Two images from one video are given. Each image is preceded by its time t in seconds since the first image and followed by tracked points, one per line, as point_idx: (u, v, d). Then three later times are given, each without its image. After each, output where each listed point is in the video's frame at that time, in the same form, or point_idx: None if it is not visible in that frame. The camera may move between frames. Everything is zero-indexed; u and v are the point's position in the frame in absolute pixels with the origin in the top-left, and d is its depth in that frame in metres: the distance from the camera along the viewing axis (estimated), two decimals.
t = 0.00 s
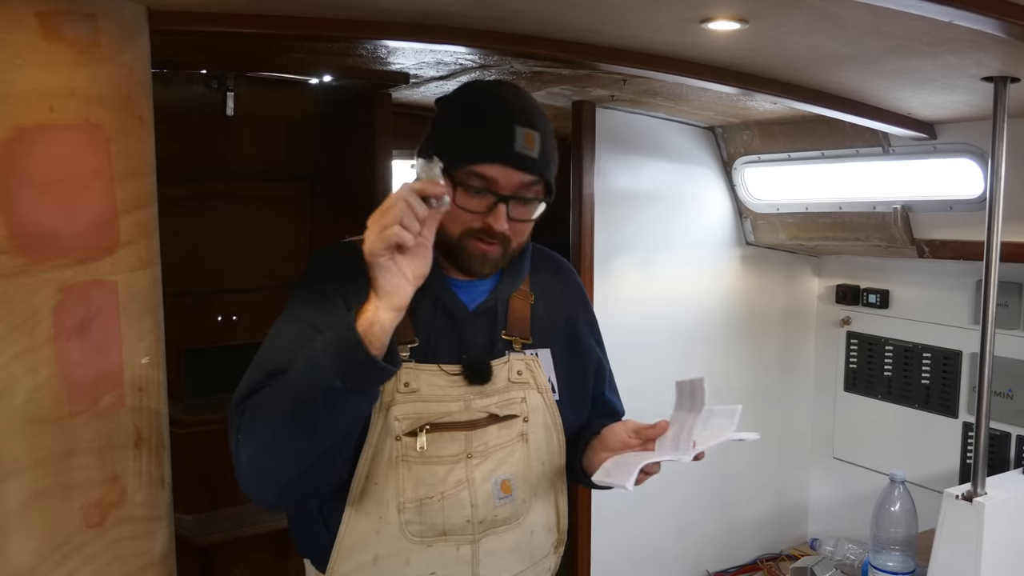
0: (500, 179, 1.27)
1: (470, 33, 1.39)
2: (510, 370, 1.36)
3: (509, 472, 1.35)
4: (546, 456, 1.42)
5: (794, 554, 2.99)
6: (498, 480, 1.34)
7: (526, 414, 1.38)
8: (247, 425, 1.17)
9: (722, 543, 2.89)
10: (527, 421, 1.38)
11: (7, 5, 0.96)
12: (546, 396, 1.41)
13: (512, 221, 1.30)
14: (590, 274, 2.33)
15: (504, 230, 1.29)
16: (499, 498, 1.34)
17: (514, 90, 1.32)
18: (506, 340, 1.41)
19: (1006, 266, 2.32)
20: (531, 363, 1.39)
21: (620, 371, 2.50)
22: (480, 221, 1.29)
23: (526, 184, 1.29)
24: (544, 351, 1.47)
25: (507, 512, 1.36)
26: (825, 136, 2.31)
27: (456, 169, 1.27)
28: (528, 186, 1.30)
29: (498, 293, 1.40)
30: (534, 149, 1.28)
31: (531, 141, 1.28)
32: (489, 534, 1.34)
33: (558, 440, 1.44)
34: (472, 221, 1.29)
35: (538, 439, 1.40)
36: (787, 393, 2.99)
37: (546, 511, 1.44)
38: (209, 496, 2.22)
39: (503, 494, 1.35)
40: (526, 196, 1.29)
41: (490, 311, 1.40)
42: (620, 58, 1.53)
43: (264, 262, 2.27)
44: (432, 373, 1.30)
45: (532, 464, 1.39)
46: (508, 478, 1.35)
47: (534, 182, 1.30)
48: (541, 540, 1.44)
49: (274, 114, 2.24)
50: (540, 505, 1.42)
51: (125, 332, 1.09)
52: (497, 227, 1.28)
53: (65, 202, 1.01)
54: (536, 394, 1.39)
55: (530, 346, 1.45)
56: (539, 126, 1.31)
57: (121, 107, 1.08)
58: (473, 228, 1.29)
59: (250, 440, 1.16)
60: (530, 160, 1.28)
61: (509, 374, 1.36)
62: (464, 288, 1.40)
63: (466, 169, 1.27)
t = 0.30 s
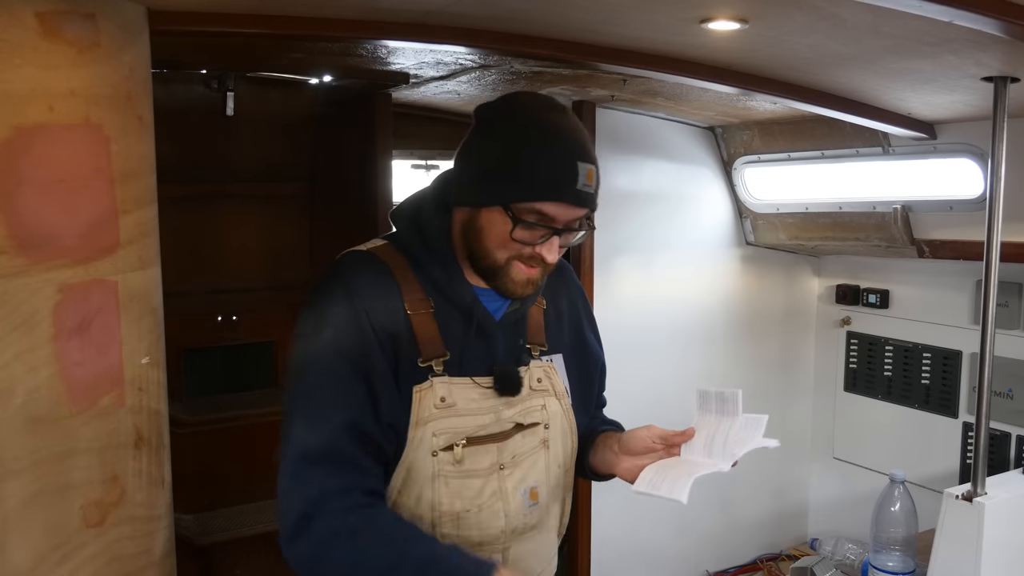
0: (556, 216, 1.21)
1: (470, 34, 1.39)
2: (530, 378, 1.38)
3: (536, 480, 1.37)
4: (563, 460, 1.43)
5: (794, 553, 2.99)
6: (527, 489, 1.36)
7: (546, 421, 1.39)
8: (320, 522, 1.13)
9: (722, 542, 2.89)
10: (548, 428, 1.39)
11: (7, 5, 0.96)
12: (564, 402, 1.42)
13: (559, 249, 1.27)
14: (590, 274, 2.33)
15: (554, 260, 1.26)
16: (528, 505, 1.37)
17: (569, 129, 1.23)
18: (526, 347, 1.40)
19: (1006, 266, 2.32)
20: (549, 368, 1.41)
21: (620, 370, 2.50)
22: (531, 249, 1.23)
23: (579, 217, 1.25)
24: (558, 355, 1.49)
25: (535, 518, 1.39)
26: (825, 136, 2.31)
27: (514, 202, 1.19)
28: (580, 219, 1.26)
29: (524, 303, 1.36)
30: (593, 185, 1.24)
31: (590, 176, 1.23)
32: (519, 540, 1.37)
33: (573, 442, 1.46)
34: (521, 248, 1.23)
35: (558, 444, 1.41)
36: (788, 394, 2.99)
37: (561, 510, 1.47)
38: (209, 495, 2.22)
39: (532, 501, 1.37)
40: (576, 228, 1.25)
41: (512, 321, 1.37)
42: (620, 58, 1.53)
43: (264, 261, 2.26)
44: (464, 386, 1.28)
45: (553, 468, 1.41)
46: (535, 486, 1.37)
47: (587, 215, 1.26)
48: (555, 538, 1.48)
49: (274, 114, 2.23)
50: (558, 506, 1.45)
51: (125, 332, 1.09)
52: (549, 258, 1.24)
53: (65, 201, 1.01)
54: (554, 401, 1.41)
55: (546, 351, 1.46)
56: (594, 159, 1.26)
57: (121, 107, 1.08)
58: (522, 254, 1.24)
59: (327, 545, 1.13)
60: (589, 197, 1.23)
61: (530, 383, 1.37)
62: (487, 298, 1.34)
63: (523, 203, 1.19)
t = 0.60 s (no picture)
0: (585, 226, 1.20)
1: (470, 34, 1.39)
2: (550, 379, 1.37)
3: (558, 478, 1.38)
4: (573, 455, 1.45)
5: (794, 553, 2.99)
6: (553, 488, 1.36)
7: (563, 420, 1.39)
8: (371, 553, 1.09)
9: (722, 542, 2.89)
10: (564, 427, 1.39)
11: (6, 4, 0.96)
12: (574, 400, 1.44)
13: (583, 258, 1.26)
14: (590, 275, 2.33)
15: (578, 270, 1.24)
16: (554, 504, 1.37)
17: (596, 141, 1.20)
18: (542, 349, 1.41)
19: (1006, 266, 2.32)
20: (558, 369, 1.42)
21: (620, 370, 2.51)
22: (557, 258, 1.21)
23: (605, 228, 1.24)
24: (564, 354, 1.51)
25: (558, 517, 1.39)
26: (825, 136, 2.31)
27: (545, 210, 1.17)
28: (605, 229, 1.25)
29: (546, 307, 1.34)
30: (622, 197, 1.23)
31: (620, 188, 1.22)
32: (546, 539, 1.38)
33: (579, 435, 1.48)
34: (547, 256, 1.21)
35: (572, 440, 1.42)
36: (788, 394, 2.99)
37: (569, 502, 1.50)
38: (209, 496, 2.21)
39: (557, 500, 1.38)
40: (601, 239, 1.24)
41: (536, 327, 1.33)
42: (620, 58, 1.53)
43: (263, 261, 2.26)
44: (503, 394, 1.25)
45: (567, 463, 1.42)
46: (558, 483, 1.38)
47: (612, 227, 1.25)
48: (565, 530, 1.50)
49: (274, 115, 2.24)
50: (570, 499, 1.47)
51: (126, 331, 1.09)
52: (573, 267, 1.22)
53: (64, 201, 1.01)
54: (567, 400, 1.41)
55: (555, 350, 1.48)
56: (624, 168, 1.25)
57: (121, 107, 1.07)
58: (547, 262, 1.22)
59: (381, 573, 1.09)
60: (617, 209, 1.22)
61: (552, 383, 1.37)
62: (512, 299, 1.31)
63: (554, 212, 1.17)
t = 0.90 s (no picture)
0: (598, 227, 1.19)
1: (470, 34, 1.39)
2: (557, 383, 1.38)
3: (563, 481, 1.39)
4: (576, 456, 1.47)
5: (794, 553, 2.99)
6: (559, 490, 1.38)
7: (567, 422, 1.40)
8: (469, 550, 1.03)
9: (722, 542, 2.89)
10: (569, 428, 1.40)
11: (6, 5, 0.96)
12: (575, 402, 1.45)
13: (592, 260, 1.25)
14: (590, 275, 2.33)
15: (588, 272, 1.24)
16: (560, 505, 1.39)
17: (609, 142, 1.20)
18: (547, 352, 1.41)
19: (1006, 266, 2.32)
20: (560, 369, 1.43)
21: (620, 370, 2.51)
22: (568, 260, 1.21)
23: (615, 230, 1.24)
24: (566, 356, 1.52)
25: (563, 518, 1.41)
26: (825, 136, 2.31)
27: (558, 211, 1.16)
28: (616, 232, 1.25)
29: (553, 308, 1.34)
30: (633, 198, 1.23)
31: (631, 190, 1.23)
32: (552, 540, 1.40)
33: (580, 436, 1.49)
34: (558, 258, 1.21)
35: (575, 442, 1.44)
36: (788, 394, 2.99)
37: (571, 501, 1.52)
38: (209, 496, 2.21)
39: (562, 501, 1.39)
40: (612, 241, 1.24)
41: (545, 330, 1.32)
42: (620, 58, 1.53)
43: (263, 261, 2.27)
44: (519, 399, 1.25)
45: (571, 464, 1.44)
46: (563, 485, 1.40)
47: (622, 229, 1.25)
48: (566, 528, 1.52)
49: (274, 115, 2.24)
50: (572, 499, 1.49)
51: (125, 332, 1.09)
52: (584, 269, 1.22)
53: (65, 201, 1.01)
54: (570, 402, 1.43)
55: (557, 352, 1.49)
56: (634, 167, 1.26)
57: (122, 107, 1.07)
58: (558, 265, 1.21)
59: (484, 573, 1.03)
60: (628, 210, 1.22)
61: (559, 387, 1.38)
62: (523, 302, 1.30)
63: (567, 213, 1.17)
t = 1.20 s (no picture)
0: (592, 215, 1.20)
1: (470, 34, 1.39)
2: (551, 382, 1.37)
3: (562, 480, 1.38)
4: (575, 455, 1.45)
5: (794, 553, 2.99)
6: (556, 489, 1.37)
7: (564, 421, 1.39)
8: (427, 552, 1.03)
9: (722, 542, 2.89)
10: (565, 428, 1.39)
11: (6, 4, 0.96)
12: (573, 401, 1.44)
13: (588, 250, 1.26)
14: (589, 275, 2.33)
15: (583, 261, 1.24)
16: (557, 505, 1.38)
17: (598, 134, 1.21)
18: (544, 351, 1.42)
19: (1006, 266, 2.32)
20: (558, 368, 1.44)
21: (620, 370, 2.51)
22: (563, 249, 1.21)
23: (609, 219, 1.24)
24: (564, 356, 1.52)
25: (562, 518, 1.40)
26: (825, 136, 2.31)
27: (550, 198, 1.17)
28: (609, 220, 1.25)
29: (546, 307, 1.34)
30: (626, 186, 1.24)
31: (623, 178, 1.24)
32: (550, 540, 1.39)
33: (580, 436, 1.48)
34: (554, 248, 1.21)
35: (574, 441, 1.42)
36: (788, 394, 2.99)
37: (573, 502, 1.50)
38: (209, 495, 2.21)
39: (560, 501, 1.38)
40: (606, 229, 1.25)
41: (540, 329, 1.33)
42: (620, 58, 1.53)
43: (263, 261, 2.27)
44: (511, 397, 1.25)
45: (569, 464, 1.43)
46: (561, 485, 1.39)
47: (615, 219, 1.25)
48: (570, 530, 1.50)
49: (274, 115, 2.24)
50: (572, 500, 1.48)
51: (125, 332, 1.09)
52: (580, 256, 1.22)
53: (65, 201, 1.01)
54: (567, 401, 1.42)
55: (555, 352, 1.49)
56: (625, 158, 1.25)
57: (121, 107, 1.07)
58: (554, 255, 1.21)
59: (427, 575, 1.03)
60: (621, 197, 1.23)
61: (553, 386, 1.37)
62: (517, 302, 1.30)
63: (559, 200, 1.18)
